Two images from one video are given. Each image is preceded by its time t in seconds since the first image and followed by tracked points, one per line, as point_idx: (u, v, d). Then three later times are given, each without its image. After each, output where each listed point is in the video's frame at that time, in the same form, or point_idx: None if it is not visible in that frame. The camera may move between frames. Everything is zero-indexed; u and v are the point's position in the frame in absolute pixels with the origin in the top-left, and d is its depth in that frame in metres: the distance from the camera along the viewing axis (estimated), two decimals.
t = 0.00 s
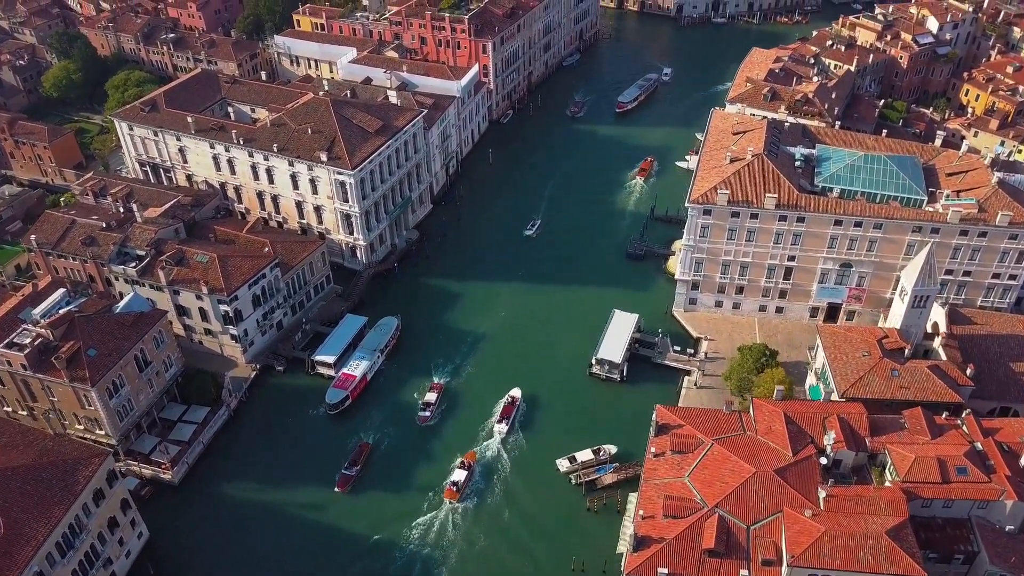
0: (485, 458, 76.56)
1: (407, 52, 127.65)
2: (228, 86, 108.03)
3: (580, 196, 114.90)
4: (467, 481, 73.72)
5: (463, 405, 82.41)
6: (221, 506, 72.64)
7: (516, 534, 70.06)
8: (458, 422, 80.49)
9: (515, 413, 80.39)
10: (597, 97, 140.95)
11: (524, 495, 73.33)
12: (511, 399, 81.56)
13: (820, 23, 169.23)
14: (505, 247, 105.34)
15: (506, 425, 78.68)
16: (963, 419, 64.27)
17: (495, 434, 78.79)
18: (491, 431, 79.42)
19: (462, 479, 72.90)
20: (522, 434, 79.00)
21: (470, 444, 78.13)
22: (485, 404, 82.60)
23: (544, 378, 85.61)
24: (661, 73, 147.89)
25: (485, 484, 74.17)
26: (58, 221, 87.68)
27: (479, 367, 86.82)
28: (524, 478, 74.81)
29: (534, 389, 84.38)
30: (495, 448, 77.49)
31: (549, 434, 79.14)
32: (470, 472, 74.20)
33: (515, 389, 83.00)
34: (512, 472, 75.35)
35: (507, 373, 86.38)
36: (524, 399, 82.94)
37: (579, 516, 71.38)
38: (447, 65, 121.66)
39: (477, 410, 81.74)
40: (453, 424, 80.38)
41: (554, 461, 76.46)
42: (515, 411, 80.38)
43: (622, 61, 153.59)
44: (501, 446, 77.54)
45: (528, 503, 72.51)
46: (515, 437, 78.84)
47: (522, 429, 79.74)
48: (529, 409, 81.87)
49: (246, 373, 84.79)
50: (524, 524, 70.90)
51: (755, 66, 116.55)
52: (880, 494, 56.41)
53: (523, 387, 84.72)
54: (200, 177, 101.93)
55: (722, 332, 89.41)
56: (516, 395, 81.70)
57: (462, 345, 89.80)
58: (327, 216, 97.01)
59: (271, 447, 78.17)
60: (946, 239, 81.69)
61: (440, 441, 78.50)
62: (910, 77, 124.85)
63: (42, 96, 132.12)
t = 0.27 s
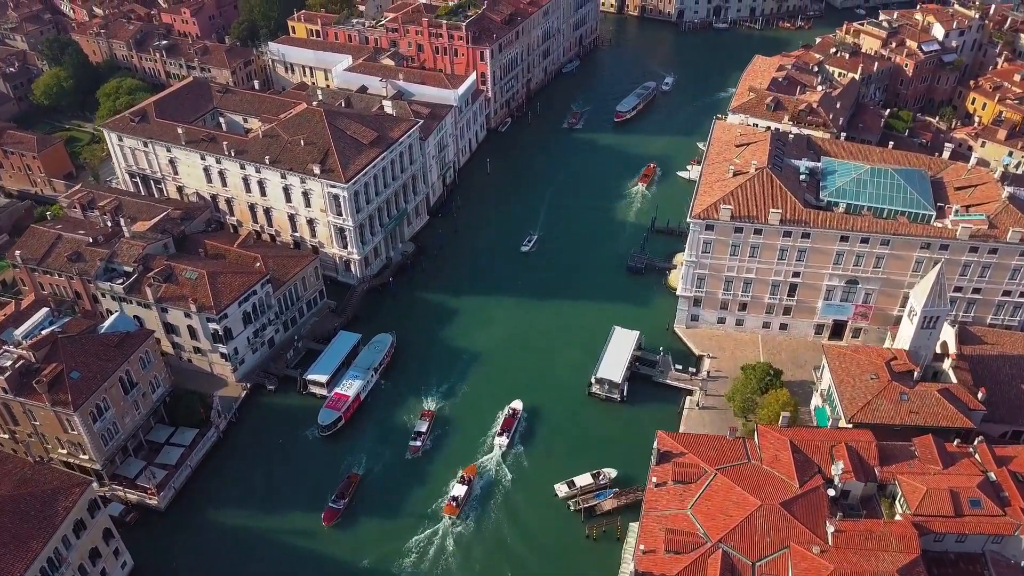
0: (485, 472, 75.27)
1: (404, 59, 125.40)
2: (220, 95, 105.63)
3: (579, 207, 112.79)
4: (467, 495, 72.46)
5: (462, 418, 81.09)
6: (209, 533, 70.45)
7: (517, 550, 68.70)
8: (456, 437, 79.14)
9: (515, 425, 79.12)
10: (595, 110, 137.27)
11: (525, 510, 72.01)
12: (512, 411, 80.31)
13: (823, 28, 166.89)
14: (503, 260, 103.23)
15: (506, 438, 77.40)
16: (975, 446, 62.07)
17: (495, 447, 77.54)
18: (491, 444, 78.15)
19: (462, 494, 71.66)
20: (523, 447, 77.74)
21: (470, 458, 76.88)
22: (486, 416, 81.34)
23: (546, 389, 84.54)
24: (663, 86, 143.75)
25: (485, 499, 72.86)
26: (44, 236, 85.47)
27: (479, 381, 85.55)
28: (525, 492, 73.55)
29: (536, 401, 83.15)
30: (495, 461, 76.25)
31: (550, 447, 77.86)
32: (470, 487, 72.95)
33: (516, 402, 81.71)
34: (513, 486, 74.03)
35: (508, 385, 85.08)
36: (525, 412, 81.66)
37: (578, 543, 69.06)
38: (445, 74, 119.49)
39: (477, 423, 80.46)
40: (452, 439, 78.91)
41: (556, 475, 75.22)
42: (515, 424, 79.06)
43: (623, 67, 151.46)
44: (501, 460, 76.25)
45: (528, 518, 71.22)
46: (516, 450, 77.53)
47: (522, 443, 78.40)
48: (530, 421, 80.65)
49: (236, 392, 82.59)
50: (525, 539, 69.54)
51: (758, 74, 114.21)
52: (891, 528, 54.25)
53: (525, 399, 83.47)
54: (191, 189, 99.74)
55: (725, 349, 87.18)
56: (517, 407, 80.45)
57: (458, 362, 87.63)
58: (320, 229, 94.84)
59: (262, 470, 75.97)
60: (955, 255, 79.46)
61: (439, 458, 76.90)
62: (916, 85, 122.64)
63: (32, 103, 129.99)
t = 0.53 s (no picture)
0: (485, 484, 74.20)
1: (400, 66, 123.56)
2: (213, 104, 103.82)
3: (579, 216, 110.98)
4: (467, 508, 71.42)
5: (461, 430, 79.98)
6: (198, 557, 68.53)
7: (518, 564, 67.68)
8: (455, 448, 78.12)
9: (516, 437, 78.02)
10: (594, 119, 134.74)
11: (526, 523, 70.98)
12: (513, 422, 79.23)
13: (825, 33, 164.93)
14: (501, 270, 101.43)
15: (506, 449, 76.24)
16: (987, 471, 60.21)
17: (496, 458, 76.48)
18: (491, 456, 77.11)
19: (462, 507, 70.61)
20: (523, 458, 76.73)
21: (469, 470, 75.86)
22: (486, 427, 80.33)
23: (547, 399, 83.36)
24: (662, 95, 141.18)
25: (486, 512, 71.80)
26: (31, 249, 83.53)
27: (478, 392, 84.27)
28: (526, 505, 72.46)
29: (538, 410, 82.15)
30: (496, 473, 75.20)
31: (552, 458, 76.83)
32: (470, 500, 71.88)
33: (517, 412, 80.60)
34: (514, 499, 72.99)
35: (508, 395, 83.97)
36: (526, 422, 80.58)
37: (577, 568, 67.23)
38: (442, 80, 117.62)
39: (477, 435, 79.34)
40: (450, 455, 77.40)
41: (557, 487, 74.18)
42: (516, 434, 77.97)
43: (623, 73, 149.62)
44: (502, 471, 75.22)
45: (530, 532, 70.15)
46: (516, 462, 76.46)
47: (523, 454, 77.33)
48: (531, 432, 79.58)
49: (227, 410, 80.66)
50: (527, 553, 68.51)
51: (760, 82, 112.26)
52: (901, 560, 52.40)
53: (526, 409, 82.42)
54: (182, 200, 97.84)
55: (728, 365, 85.22)
56: (517, 418, 79.43)
57: (455, 378, 85.76)
58: (314, 241, 92.94)
59: (253, 491, 74.08)
60: (964, 270, 77.52)
61: (437, 473, 75.49)
62: (920, 92, 120.74)
63: (24, 110, 128.06)
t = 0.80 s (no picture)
0: (485, 499, 72.74)
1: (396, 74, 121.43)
2: (204, 113, 101.68)
3: (578, 227, 108.96)
4: (467, 525, 69.90)
5: (460, 444, 78.52)
6: None
7: None
8: (455, 463, 76.68)
9: (517, 450, 76.60)
10: (591, 130, 131.55)
11: (528, 539, 69.58)
12: (514, 435, 77.82)
13: (828, 38, 162.78)
14: (499, 283, 99.43)
15: (507, 463, 74.86)
16: (1000, 503, 58.02)
17: (496, 473, 75.08)
18: (491, 470, 75.73)
19: (462, 524, 69.09)
20: (524, 472, 75.38)
21: (469, 485, 74.46)
22: (486, 441, 78.94)
23: (548, 412, 81.96)
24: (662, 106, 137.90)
25: (486, 528, 70.32)
26: (15, 265, 81.32)
27: (478, 406, 82.76)
28: (527, 521, 71.01)
29: (540, 423, 80.85)
30: (496, 487, 73.82)
31: (553, 473, 75.50)
32: (470, 515, 70.41)
33: (519, 425, 79.17)
34: (514, 515, 71.53)
35: (509, 407, 82.60)
36: (527, 436, 79.19)
37: None
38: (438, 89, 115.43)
39: (476, 450, 77.92)
40: (446, 477, 75.34)
41: (559, 503, 72.78)
42: (517, 448, 76.59)
43: (623, 80, 147.49)
44: (503, 487, 73.81)
45: (531, 549, 68.70)
46: (517, 477, 75.09)
47: (523, 468, 75.94)
48: (533, 445, 78.23)
49: (216, 431, 78.46)
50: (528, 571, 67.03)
51: (763, 91, 110.02)
52: None
53: (527, 421, 81.10)
54: (172, 212, 95.65)
55: (730, 385, 82.96)
56: (518, 431, 78.09)
57: (450, 397, 83.62)
58: (306, 256, 90.74)
59: (241, 517, 71.89)
60: (974, 288, 75.28)
61: (432, 496, 73.44)
62: (926, 100, 118.55)
63: (14, 118, 125.88)
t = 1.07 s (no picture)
0: (486, 515, 71.61)
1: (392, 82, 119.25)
2: (195, 124, 99.42)
3: (578, 239, 106.88)
4: (467, 541, 68.77)
5: (460, 459, 77.21)
6: None
7: None
8: (453, 478, 75.40)
9: (518, 465, 75.43)
10: (589, 143, 128.16)
11: (528, 556, 68.39)
12: (515, 449, 76.69)
13: (831, 44, 160.42)
14: (497, 296, 97.41)
15: (507, 478, 73.83)
16: (1015, 536, 55.81)
17: (497, 487, 73.98)
18: (491, 485, 74.63)
19: (462, 540, 67.96)
20: (526, 487, 74.21)
21: (469, 500, 73.35)
22: (487, 455, 77.72)
23: (548, 429, 80.30)
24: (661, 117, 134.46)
25: (486, 545, 69.16)
26: None
27: (477, 420, 81.32)
28: (528, 537, 69.88)
29: (543, 435, 79.56)
30: (497, 502, 72.71)
31: (555, 487, 74.35)
32: (470, 531, 69.24)
33: (520, 439, 78.03)
34: (515, 531, 70.42)
35: (509, 421, 81.30)
36: (529, 449, 77.95)
37: None
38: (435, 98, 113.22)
39: (477, 464, 76.78)
40: (442, 499, 73.44)
41: (560, 518, 71.67)
42: (518, 462, 75.47)
43: (623, 87, 145.27)
44: (503, 502, 72.73)
45: (532, 565, 67.65)
46: (518, 492, 73.94)
47: (524, 483, 74.80)
48: (534, 459, 77.05)
49: (204, 454, 76.24)
50: None
51: (766, 100, 107.69)
52: None
53: (529, 434, 79.80)
54: (162, 226, 93.47)
55: (734, 405, 80.71)
56: (520, 444, 76.94)
57: (446, 418, 81.47)
58: (298, 271, 88.56)
59: (229, 545, 69.67)
60: (985, 308, 72.98)
61: (428, 519, 71.50)
62: (932, 109, 116.26)
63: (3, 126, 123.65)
